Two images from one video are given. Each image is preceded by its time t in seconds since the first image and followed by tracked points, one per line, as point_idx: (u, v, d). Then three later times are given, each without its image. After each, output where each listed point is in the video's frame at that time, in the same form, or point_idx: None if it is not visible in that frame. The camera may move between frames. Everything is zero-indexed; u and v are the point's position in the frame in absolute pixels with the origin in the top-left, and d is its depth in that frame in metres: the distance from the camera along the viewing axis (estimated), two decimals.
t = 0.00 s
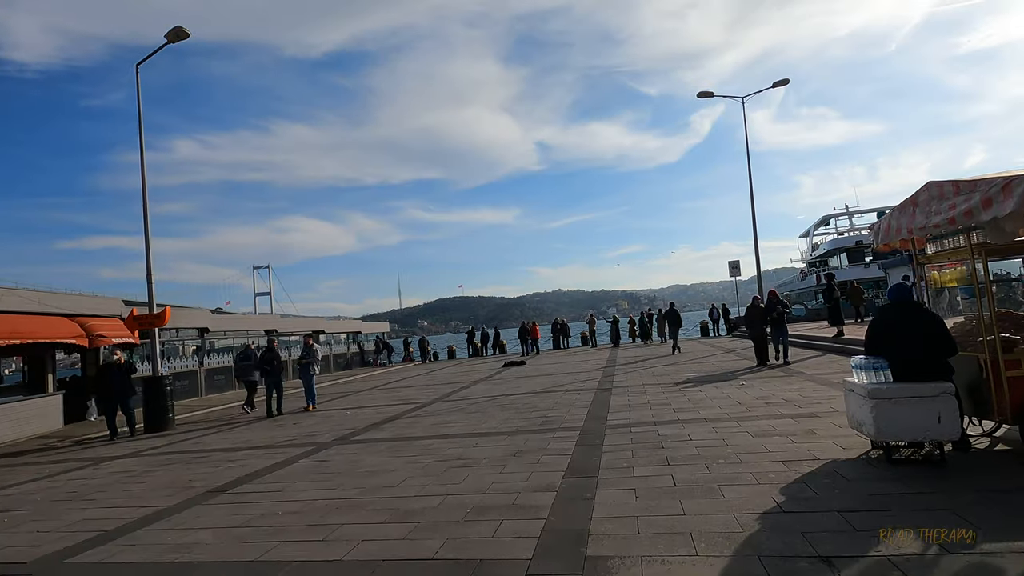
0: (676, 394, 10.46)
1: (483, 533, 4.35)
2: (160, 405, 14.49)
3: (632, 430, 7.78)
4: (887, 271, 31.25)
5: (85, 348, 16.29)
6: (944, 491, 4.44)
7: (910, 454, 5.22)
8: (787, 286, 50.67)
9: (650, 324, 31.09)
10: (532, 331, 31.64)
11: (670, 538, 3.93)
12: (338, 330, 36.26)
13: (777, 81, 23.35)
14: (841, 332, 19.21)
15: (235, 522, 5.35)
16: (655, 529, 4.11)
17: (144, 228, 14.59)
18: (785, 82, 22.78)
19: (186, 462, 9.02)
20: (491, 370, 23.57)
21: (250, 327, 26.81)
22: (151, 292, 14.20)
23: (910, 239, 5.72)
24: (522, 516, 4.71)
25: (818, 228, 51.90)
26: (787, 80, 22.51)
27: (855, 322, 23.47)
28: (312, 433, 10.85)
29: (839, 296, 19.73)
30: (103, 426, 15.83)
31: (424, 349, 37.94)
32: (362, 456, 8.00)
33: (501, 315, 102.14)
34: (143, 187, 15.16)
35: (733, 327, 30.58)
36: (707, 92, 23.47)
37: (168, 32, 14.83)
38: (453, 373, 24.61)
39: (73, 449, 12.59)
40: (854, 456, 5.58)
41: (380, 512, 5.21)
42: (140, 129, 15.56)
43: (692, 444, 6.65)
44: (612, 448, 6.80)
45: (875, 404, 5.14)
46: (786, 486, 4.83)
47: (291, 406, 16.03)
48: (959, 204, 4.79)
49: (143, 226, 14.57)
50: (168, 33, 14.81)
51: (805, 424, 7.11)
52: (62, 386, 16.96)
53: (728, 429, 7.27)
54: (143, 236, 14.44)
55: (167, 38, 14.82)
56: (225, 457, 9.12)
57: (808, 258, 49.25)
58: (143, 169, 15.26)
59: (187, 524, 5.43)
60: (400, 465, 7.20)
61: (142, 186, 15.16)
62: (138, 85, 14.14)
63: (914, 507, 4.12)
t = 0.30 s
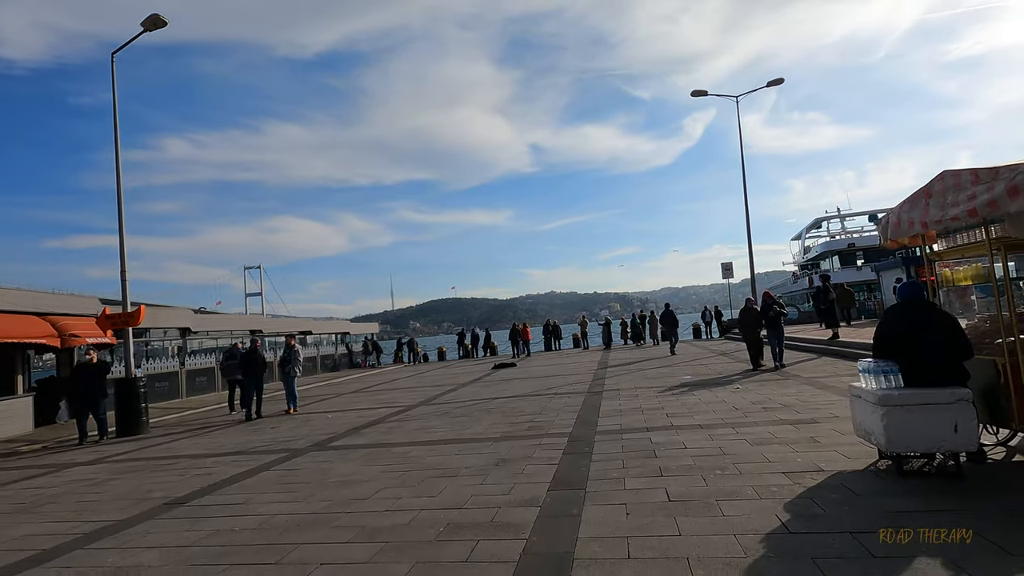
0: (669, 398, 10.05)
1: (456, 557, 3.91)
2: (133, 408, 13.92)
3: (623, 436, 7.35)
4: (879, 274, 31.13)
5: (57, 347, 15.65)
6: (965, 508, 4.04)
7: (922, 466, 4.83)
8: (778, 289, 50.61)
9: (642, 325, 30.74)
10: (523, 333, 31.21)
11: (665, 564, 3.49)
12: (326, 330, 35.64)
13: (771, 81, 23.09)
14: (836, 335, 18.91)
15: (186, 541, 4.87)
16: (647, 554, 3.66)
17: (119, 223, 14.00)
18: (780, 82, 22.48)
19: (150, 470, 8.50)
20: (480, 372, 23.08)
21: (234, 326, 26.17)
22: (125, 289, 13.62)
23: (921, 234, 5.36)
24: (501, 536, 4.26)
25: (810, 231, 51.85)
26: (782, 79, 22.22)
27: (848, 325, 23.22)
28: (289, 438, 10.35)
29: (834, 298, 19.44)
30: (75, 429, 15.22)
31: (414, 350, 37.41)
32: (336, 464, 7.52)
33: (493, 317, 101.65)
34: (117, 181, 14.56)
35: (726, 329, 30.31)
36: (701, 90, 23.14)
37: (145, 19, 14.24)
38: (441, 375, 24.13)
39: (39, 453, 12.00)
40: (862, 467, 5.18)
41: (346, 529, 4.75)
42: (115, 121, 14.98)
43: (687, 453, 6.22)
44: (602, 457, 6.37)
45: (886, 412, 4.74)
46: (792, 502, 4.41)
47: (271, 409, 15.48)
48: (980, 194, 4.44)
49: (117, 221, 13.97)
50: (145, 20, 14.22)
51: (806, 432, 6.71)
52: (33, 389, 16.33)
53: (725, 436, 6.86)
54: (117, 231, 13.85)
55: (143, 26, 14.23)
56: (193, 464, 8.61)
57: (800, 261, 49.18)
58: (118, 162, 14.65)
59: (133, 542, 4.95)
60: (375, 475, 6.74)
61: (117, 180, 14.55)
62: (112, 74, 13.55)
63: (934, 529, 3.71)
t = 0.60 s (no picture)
0: (666, 403, 9.66)
1: None
2: (111, 412, 13.42)
3: (618, 446, 6.97)
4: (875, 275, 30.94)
5: (34, 349, 15.12)
6: (998, 535, 3.67)
7: (944, 483, 4.46)
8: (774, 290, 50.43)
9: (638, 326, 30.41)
10: (517, 334, 30.80)
11: None
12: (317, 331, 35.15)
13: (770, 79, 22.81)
14: (835, 337, 18.61)
15: (141, 565, 4.44)
16: None
17: (97, 220, 13.50)
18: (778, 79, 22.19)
19: (120, 479, 8.03)
20: (473, 374, 22.64)
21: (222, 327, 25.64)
22: (104, 289, 13.10)
23: (938, 233, 5.01)
24: (486, 563, 3.85)
25: (805, 232, 51.72)
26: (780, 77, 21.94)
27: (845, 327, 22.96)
28: (270, 445, 9.90)
29: (833, 300, 19.12)
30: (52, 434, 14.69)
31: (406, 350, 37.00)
32: (315, 475, 7.10)
33: (488, 317, 101.30)
34: (97, 176, 14.04)
35: (723, 330, 30.02)
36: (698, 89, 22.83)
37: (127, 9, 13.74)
38: (434, 377, 23.69)
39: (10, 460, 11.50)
40: (877, 484, 4.80)
41: (316, 553, 4.34)
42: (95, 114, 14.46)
43: (687, 466, 5.83)
44: (596, 469, 5.97)
45: (906, 424, 4.36)
46: (804, 525, 4.01)
47: (256, 413, 15.00)
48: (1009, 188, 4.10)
49: (96, 218, 13.47)
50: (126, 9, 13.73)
51: (811, 443, 6.34)
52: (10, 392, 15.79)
53: (726, 446, 6.48)
54: (96, 228, 13.36)
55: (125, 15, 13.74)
56: (166, 474, 8.15)
57: (796, 262, 49.03)
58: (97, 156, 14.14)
59: (82, 567, 4.51)
60: (355, 487, 6.32)
61: (96, 175, 14.04)
62: (91, 65, 13.04)
63: (968, 561, 3.33)
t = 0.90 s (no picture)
0: (669, 406, 9.21)
1: None
2: (91, 414, 12.90)
3: (620, 451, 6.50)
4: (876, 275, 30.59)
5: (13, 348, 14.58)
6: None
7: (984, 496, 4.01)
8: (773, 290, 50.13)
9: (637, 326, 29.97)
10: (514, 334, 30.33)
11: None
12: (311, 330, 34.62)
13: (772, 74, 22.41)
14: (839, 337, 18.20)
15: None
16: None
17: (77, 214, 12.99)
18: (779, 74, 21.82)
19: (88, 487, 7.53)
20: (469, 375, 22.17)
21: (213, 326, 25.10)
22: (84, 285, 12.58)
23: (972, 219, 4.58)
24: None
25: (805, 232, 51.43)
26: (781, 72, 21.56)
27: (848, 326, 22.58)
28: (253, 449, 9.41)
29: (837, 299, 18.71)
30: (31, 436, 14.16)
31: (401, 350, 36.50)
32: (295, 483, 6.63)
33: (485, 317, 100.81)
34: (77, 169, 13.52)
35: (723, 330, 29.60)
36: (699, 84, 22.40)
37: None
38: (429, 377, 23.23)
39: None
40: (907, 496, 4.35)
41: None
42: (76, 104, 13.93)
43: (696, 474, 5.36)
44: (597, 478, 5.50)
45: (943, 431, 3.91)
46: (833, 547, 3.55)
47: (243, 414, 14.50)
48: None
49: (76, 212, 12.96)
50: None
51: (828, 449, 5.88)
52: None
53: (736, 453, 6.01)
54: (76, 223, 12.85)
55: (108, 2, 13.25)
56: (138, 480, 7.65)
57: (795, 261, 48.70)
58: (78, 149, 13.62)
59: None
60: (337, 497, 5.85)
61: (77, 168, 13.52)
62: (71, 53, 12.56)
63: None
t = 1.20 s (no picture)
0: (672, 411, 8.78)
1: None
2: (71, 417, 12.43)
3: (623, 462, 6.08)
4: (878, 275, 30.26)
5: None
6: None
7: None
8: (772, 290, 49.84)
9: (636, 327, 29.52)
10: (511, 334, 29.89)
11: None
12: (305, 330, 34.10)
13: (775, 70, 21.97)
14: (843, 338, 17.81)
15: None
16: None
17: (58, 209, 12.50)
18: (782, 71, 21.41)
19: (55, 497, 7.06)
20: (465, 376, 21.72)
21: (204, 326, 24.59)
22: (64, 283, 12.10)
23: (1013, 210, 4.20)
24: None
25: (804, 232, 51.08)
26: (784, 69, 21.14)
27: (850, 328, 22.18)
28: (235, 456, 8.96)
29: (840, 300, 18.30)
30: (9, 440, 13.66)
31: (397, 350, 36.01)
32: (274, 496, 6.19)
33: (482, 317, 100.33)
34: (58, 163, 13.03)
35: (722, 331, 29.22)
36: (700, 80, 21.98)
37: None
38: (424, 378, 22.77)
39: None
40: (942, 518, 3.94)
41: None
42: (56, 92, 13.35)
43: (705, 489, 4.94)
44: (599, 493, 5.07)
45: (987, 447, 3.49)
46: None
47: (230, 417, 14.04)
48: None
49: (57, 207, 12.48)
50: None
51: (847, 462, 5.47)
52: None
53: (747, 465, 5.58)
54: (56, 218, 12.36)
55: None
56: (108, 491, 7.19)
57: (795, 262, 48.34)
58: (59, 142, 13.13)
59: None
60: (316, 513, 5.42)
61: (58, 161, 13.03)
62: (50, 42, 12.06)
63: None
